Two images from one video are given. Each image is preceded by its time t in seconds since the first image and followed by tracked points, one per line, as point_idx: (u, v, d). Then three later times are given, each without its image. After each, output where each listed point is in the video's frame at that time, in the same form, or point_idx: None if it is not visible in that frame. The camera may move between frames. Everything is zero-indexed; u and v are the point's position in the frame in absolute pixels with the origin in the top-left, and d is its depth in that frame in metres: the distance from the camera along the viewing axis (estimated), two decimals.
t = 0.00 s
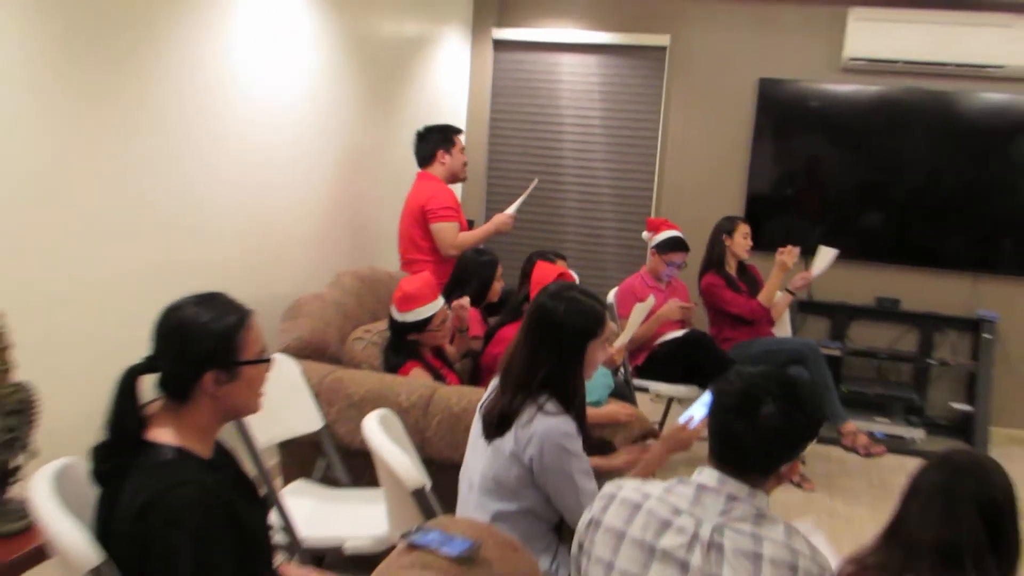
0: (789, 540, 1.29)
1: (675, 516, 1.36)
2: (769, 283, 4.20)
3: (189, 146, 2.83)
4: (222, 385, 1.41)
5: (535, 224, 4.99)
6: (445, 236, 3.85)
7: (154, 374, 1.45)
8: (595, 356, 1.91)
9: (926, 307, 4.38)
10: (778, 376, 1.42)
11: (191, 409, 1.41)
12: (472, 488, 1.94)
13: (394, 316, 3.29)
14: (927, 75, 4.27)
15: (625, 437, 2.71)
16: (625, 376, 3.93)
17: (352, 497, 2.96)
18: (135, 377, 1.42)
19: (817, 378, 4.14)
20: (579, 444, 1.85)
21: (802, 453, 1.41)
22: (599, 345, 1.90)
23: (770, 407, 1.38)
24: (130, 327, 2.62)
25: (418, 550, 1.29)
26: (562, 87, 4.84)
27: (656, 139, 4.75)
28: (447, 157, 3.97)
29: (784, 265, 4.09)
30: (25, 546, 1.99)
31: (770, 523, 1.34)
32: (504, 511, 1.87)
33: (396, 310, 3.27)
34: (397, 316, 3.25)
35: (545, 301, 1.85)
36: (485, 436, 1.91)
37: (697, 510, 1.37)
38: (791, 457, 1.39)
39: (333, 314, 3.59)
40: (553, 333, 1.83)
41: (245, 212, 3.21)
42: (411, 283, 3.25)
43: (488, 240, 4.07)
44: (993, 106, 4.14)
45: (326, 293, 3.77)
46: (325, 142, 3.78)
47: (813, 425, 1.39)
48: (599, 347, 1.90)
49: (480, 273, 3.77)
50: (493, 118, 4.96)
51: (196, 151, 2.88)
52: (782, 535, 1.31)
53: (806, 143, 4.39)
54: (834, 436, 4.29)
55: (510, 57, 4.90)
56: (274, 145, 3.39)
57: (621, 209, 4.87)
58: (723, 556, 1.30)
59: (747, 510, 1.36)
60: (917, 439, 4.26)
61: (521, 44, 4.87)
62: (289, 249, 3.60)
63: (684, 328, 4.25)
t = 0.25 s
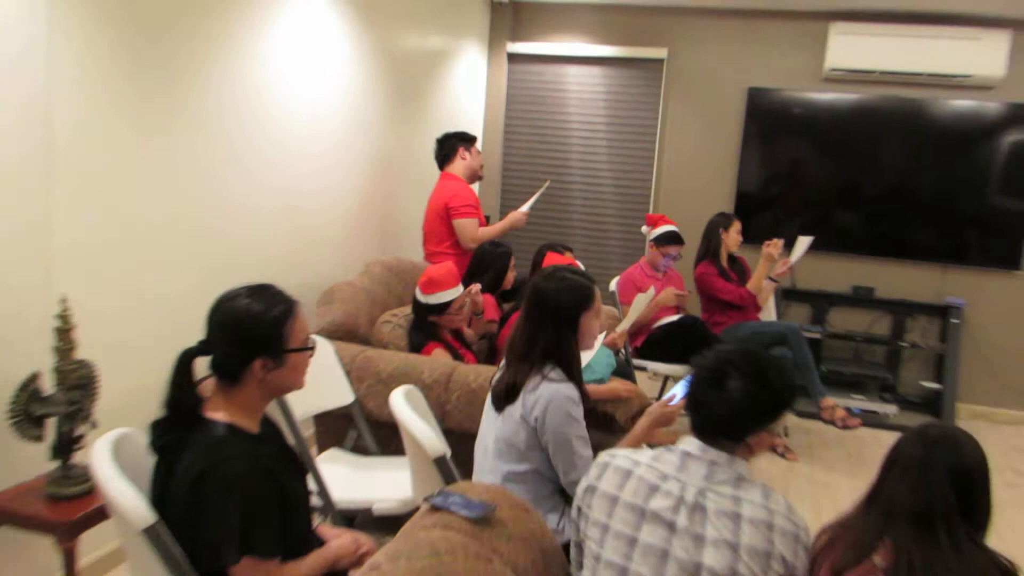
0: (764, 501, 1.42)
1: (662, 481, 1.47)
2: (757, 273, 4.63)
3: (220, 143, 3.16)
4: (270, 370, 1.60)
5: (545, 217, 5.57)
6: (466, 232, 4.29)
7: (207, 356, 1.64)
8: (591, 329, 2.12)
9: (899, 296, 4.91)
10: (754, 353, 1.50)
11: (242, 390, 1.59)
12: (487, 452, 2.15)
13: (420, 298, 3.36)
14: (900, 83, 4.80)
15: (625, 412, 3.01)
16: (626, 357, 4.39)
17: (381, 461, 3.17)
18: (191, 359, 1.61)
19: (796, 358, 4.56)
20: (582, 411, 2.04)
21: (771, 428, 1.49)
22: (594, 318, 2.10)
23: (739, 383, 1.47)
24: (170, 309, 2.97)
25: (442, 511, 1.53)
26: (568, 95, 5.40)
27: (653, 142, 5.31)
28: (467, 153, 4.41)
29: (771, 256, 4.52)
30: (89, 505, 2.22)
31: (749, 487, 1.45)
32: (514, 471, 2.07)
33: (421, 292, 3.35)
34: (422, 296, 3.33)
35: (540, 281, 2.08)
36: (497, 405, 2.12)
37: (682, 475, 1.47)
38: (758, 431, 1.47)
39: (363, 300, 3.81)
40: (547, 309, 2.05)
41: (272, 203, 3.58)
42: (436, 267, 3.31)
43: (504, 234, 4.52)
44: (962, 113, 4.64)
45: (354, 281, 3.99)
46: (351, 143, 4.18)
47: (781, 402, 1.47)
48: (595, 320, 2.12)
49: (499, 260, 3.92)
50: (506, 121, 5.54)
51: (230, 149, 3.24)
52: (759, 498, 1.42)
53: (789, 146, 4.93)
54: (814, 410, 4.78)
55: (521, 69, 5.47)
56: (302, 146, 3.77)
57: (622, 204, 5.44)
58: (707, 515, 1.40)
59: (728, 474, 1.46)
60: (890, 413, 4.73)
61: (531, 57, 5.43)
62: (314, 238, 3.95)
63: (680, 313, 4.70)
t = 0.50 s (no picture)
0: (724, 468, 1.63)
1: (632, 458, 1.68)
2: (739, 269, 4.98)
3: (241, 146, 3.45)
4: (288, 358, 1.84)
5: (548, 216, 6.21)
6: (470, 233, 4.67)
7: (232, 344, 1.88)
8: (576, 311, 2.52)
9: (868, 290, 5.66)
10: (705, 335, 1.74)
11: (263, 374, 1.85)
12: (489, 430, 2.50)
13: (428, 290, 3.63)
14: (862, 96, 5.60)
15: (616, 396, 3.42)
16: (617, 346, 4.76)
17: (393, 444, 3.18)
18: (217, 347, 1.86)
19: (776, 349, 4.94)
20: (573, 394, 2.39)
21: (723, 401, 1.73)
22: (577, 302, 2.50)
23: (692, 361, 1.71)
24: (206, 301, 3.31)
25: (448, 486, 1.90)
26: (566, 105, 6.06)
27: (643, 148, 5.98)
28: (474, 160, 4.80)
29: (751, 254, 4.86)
30: (123, 481, 2.45)
31: (709, 456, 1.67)
32: (514, 444, 2.42)
33: (429, 285, 3.61)
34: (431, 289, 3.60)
35: (528, 274, 2.48)
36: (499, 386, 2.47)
37: (648, 451, 1.68)
38: (710, 404, 1.71)
39: (376, 293, 4.06)
40: (535, 296, 2.44)
41: (293, 204, 3.90)
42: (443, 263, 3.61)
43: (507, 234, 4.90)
44: (924, 120, 5.45)
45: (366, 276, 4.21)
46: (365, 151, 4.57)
47: (727, 377, 1.71)
48: (577, 304, 2.51)
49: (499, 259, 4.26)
50: (510, 129, 6.21)
51: (255, 152, 3.55)
52: (718, 465, 1.64)
53: (765, 152, 5.73)
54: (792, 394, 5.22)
55: (524, 81, 6.13)
56: (322, 152, 4.12)
57: (617, 205, 6.09)
58: (673, 486, 1.62)
59: (689, 446, 1.68)
60: (858, 397, 5.20)
61: (533, 71, 6.10)
62: (329, 236, 4.26)
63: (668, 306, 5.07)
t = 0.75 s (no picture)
0: (701, 454, 1.67)
1: (610, 452, 1.72)
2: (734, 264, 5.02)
3: (238, 144, 3.47)
4: (281, 349, 1.88)
5: (545, 212, 6.25)
6: (468, 233, 4.67)
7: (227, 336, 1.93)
8: (569, 305, 2.56)
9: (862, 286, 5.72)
10: (682, 329, 1.77)
11: (257, 365, 1.88)
12: (483, 422, 2.52)
13: (426, 286, 3.67)
14: (855, 93, 5.66)
15: (613, 390, 3.46)
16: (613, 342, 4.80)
17: (392, 438, 3.22)
18: (213, 339, 1.90)
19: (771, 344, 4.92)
20: (566, 386, 2.42)
21: (699, 392, 1.75)
22: (569, 297, 2.54)
23: (666, 354, 1.74)
24: (206, 296, 3.35)
25: (445, 480, 1.94)
26: (562, 102, 6.10)
27: (639, 144, 6.03)
28: (477, 160, 4.76)
29: (746, 250, 4.90)
30: (122, 476, 2.49)
31: (686, 444, 1.71)
32: (507, 433, 2.43)
33: (427, 281, 3.66)
34: (428, 285, 3.65)
35: (520, 269, 2.53)
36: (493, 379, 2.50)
37: (626, 444, 1.73)
38: (685, 396, 1.74)
39: (374, 289, 4.08)
40: (528, 290, 2.48)
41: (290, 201, 3.92)
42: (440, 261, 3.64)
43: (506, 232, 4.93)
44: (916, 117, 5.50)
45: (365, 272, 4.26)
46: (361, 149, 4.59)
47: (704, 370, 1.74)
48: (569, 298, 2.55)
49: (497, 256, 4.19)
50: (507, 126, 6.24)
51: (253, 151, 3.59)
52: (695, 452, 1.68)
53: (760, 149, 5.77)
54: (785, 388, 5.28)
55: (520, 79, 6.17)
56: (319, 150, 4.15)
57: (613, 201, 6.13)
58: (652, 476, 1.67)
59: (666, 436, 1.72)
60: (853, 391, 5.27)
61: (529, 68, 6.14)
62: (326, 233, 4.30)
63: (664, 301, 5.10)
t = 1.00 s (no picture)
0: (684, 444, 1.67)
1: (594, 447, 1.73)
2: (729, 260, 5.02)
3: (234, 141, 3.47)
4: (275, 337, 1.89)
5: (541, 208, 6.26)
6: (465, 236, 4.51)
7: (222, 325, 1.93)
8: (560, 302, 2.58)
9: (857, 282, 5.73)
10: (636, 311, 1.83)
11: (252, 353, 1.89)
12: (477, 417, 2.52)
13: (421, 282, 3.66)
14: (850, 89, 5.66)
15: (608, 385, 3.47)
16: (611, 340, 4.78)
17: (388, 434, 3.22)
18: (207, 327, 1.91)
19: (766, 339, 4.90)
20: (561, 380, 2.42)
21: (667, 366, 1.78)
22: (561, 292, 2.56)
23: (626, 335, 1.79)
24: (201, 292, 3.34)
25: (441, 476, 1.95)
26: (558, 99, 6.10)
27: (635, 140, 6.03)
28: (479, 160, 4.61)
29: (741, 246, 4.90)
30: (118, 473, 2.48)
31: (669, 434, 1.71)
32: (501, 429, 2.42)
33: (422, 277, 3.65)
34: (424, 281, 3.63)
35: (512, 266, 2.53)
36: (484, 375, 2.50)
37: (609, 438, 1.74)
38: (654, 375, 1.78)
39: (370, 285, 4.08)
40: (520, 286, 2.48)
41: (286, 198, 3.92)
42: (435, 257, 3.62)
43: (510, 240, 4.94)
44: (911, 113, 5.51)
45: (361, 268, 4.26)
46: (357, 146, 4.58)
47: (663, 346, 1.77)
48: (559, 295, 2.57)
49: (493, 253, 4.18)
50: (502, 122, 6.24)
51: (249, 149, 3.58)
52: (679, 441, 1.68)
53: (756, 145, 5.78)
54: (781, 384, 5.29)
55: (516, 75, 6.16)
56: (316, 148, 4.15)
57: (609, 198, 6.14)
58: (636, 468, 1.67)
59: (649, 427, 1.73)
60: (848, 387, 5.27)
61: (525, 64, 6.14)
62: (322, 229, 4.29)
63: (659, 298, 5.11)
